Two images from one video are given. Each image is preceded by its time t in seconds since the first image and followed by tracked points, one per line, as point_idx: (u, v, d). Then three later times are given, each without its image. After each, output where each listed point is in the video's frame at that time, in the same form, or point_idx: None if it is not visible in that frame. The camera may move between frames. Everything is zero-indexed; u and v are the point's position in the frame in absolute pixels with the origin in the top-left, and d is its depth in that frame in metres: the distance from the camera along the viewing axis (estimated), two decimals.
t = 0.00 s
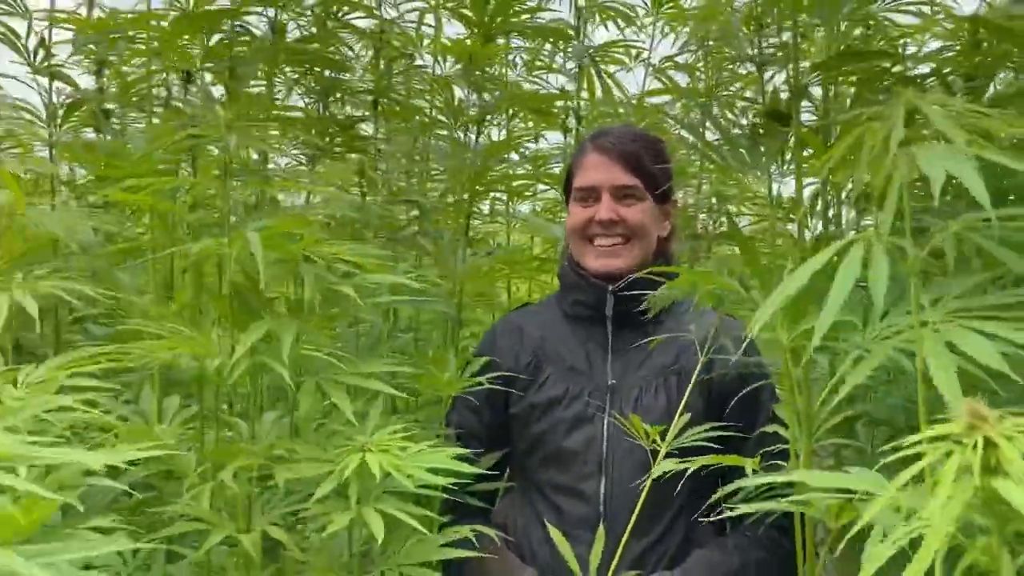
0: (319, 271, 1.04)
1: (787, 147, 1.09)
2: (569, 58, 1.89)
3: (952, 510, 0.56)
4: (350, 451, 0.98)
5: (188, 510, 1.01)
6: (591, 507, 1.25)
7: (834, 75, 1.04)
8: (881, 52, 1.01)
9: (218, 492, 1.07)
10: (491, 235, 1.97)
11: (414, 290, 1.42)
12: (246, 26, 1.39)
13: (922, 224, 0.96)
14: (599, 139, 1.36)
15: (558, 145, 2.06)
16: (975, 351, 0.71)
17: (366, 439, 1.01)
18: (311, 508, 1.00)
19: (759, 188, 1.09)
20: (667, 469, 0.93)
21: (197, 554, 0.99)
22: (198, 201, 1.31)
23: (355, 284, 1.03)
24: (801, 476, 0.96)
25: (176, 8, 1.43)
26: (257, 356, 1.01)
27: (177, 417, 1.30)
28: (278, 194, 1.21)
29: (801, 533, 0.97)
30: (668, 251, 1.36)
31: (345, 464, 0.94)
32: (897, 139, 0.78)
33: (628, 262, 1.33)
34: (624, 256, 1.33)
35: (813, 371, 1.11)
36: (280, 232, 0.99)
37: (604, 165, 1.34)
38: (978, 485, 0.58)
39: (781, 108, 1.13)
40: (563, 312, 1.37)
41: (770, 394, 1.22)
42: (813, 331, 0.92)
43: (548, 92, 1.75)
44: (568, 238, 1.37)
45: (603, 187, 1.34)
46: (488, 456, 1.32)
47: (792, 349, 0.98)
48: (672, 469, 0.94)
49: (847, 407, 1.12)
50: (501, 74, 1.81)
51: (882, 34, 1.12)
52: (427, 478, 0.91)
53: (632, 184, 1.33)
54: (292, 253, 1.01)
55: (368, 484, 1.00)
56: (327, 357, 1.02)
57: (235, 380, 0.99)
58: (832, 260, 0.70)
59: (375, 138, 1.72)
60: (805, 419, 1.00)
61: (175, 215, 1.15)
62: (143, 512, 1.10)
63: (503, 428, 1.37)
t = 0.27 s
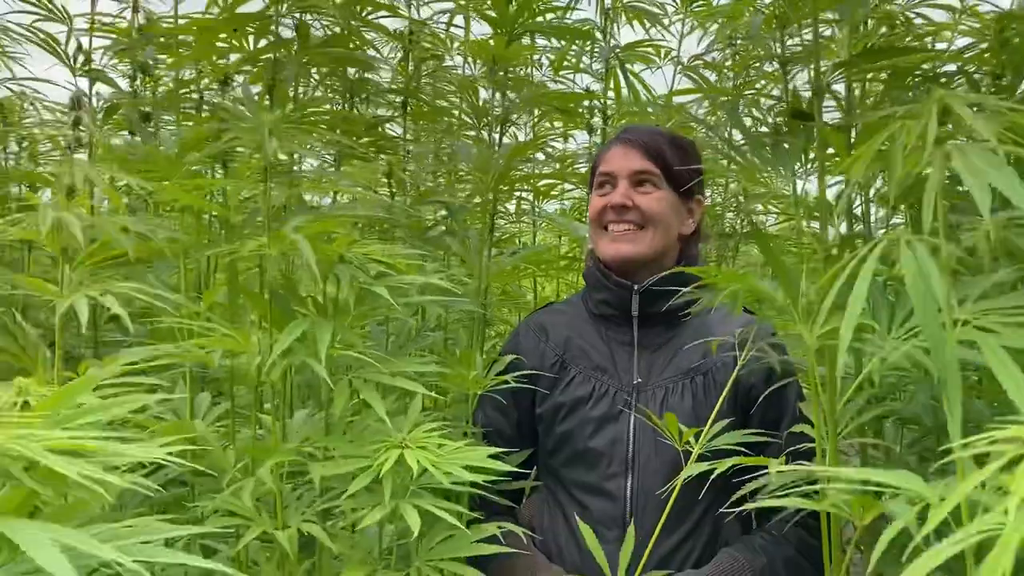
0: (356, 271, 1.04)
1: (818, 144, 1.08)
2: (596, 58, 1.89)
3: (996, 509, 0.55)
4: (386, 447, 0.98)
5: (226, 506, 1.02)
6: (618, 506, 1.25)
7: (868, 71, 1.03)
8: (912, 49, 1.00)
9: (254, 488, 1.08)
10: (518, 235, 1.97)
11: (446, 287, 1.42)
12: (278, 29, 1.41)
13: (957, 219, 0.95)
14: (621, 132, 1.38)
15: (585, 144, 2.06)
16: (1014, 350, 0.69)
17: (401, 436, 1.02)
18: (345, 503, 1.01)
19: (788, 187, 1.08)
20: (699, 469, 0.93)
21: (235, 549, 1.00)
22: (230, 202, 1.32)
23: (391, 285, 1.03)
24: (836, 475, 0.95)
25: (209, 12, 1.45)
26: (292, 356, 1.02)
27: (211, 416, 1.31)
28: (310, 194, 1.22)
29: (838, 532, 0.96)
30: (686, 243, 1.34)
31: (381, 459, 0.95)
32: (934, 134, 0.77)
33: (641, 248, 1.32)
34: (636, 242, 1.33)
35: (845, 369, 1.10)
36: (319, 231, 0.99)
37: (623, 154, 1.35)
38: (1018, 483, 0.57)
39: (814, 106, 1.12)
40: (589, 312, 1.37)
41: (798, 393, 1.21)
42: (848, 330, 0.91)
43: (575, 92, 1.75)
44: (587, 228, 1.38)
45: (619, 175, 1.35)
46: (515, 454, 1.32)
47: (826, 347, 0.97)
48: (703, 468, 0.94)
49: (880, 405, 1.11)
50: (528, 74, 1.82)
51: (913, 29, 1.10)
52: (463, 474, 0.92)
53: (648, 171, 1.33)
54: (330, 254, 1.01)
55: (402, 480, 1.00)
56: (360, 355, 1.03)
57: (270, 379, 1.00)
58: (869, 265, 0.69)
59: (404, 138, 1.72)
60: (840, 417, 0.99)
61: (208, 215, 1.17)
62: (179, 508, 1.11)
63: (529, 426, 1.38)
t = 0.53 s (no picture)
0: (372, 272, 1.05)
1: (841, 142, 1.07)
2: (617, 58, 1.89)
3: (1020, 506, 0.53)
4: (408, 444, 0.99)
5: (250, 503, 1.02)
6: (638, 506, 1.25)
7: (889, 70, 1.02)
8: (933, 47, 0.99)
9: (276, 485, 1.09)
10: (538, 235, 1.97)
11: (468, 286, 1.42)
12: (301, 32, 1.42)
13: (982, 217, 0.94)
14: (643, 132, 1.38)
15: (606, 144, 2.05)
16: None
17: (423, 433, 1.02)
18: (366, 501, 1.02)
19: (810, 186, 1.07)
20: (720, 470, 0.92)
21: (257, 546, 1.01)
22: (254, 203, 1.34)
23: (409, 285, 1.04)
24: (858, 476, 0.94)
25: (234, 16, 1.46)
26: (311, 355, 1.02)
27: (235, 414, 1.32)
28: (332, 195, 1.23)
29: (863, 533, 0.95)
30: (708, 242, 1.35)
31: (403, 456, 0.95)
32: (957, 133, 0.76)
33: (663, 247, 1.32)
34: (658, 241, 1.32)
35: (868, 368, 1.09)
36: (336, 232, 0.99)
37: (645, 154, 1.35)
38: None
39: (836, 103, 1.11)
40: (609, 312, 1.37)
41: (819, 393, 1.21)
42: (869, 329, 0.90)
43: (596, 92, 1.74)
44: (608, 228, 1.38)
45: (641, 174, 1.35)
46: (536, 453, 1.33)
47: (849, 346, 0.96)
48: (725, 470, 0.93)
49: (904, 404, 1.10)
50: (549, 74, 1.82)
51: (938, 26, 1.09)
52: (484, 471, 0.93)
53: (670, 170, 1.33)
54: (346, 254, 1.02)
55: (424, 478, 1.00)
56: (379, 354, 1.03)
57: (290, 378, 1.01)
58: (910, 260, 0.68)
59: (426, 139, 1.73)
60: (864, 417, 0.98)
61: (233, 216, 1.18)
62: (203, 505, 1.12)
63: (549, 426, 1.38)
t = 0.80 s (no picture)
0: (379, 275, 1.06)
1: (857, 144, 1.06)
2: (635, 59, 1.88)
3: None
4: (421, 446, 0.98)
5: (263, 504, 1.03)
6: (655, 510, 1.24)
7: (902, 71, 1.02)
8: (947, 47, 0.99)
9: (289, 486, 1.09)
10: (554, 237, 1.97)
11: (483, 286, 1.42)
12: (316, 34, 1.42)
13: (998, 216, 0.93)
14: (666, 138, 1.34)
15: (624, 145, 2.04)
16: None
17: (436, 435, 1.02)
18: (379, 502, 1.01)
19: (825, 186, 1.06)
20: (735, 473, 0.90)
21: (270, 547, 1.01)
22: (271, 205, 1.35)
23: (418, 284, 1.04)
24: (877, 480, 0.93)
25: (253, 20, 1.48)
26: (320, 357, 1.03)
27: (252, 415, 1.33)
28: (347, 198, 1.24)
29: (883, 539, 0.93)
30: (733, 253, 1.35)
31: (416, 458, 0.95)
32: (971, 131, 0.75)
33: (693, 263, 1.32)
34: (689, 255, 1.32)
35: (885, 371, 1.08)
36: (341, 234, 1.00)
37: (673, 165, 1.32)
38: None
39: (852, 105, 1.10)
40: (625, 314, 1.36)
41: (837, 395, 1.19)
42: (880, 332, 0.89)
43: (613, 93, 1.74)
44: (632, 238, 1.36)
45: (670, 187, 1.32)
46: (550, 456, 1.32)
47: (865, 349, 0.95)
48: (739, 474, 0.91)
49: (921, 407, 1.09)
50: (566, 75, 1.81)
51: (958, 25, 1.07)
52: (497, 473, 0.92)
53: (700, 184, 1.31)
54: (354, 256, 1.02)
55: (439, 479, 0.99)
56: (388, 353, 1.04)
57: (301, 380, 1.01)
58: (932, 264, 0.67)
59: (442, 141, 1.74)
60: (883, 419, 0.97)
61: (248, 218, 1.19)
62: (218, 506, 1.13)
63: (564, 428, 1.38)
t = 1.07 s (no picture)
0: (391, 276, 1.06)
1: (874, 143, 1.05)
2: (648, 59, 1.87)
3: None
4: (439, 446, 0.97)
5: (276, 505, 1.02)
6: (668, 513, 1.23)
7: (920, 69, 1.01)
8: (965, 46, 0.98)
9: (302, 487, 1.09)
10: (566, 237, 1.96)
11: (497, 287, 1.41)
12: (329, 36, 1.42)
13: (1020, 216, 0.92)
14: (676, 139, 1.33)
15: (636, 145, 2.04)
16: None
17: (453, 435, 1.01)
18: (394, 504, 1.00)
19: (843, 186, 1.05)
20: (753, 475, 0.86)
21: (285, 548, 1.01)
22: (283, 207, 1.35)
23: (432, 286, 1.04)
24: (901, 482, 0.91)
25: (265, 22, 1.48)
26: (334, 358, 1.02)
27: (265, 416, 1.33)
28: (360, 199, 1.24)
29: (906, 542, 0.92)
30: (745, 254, 1.34)
31: (435, 458, 0.93)
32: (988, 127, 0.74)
33: (705, 264, 1.31)
34: (702, 257, 1.31)
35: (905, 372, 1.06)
36: (354, 235, 1.00)
37: (683, 166, 1.31)
38: None
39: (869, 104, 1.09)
40: (636, 316, 1.36)
41: (852, 397, 1.19)
42: (900, 333, 0.88)
43: (625, 93, 1.73)
44: (644, 240, 1.36)
45: (681, 188, 1.32)
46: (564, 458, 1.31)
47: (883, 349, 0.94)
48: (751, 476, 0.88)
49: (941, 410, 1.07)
50: (577, 76, 1.81)
51: (975, 22, 1.06)
52: (515, 474, 0.92)
53: (711, 185, 1.31)
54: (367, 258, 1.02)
55: (457, 480, 0.98)
56: (403, 355, 1.03)
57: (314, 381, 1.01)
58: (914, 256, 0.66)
59: (454, 142, 1.73)
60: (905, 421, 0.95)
61: (262, 220, 1.19)
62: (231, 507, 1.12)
63: (576, 431, 1.37)
